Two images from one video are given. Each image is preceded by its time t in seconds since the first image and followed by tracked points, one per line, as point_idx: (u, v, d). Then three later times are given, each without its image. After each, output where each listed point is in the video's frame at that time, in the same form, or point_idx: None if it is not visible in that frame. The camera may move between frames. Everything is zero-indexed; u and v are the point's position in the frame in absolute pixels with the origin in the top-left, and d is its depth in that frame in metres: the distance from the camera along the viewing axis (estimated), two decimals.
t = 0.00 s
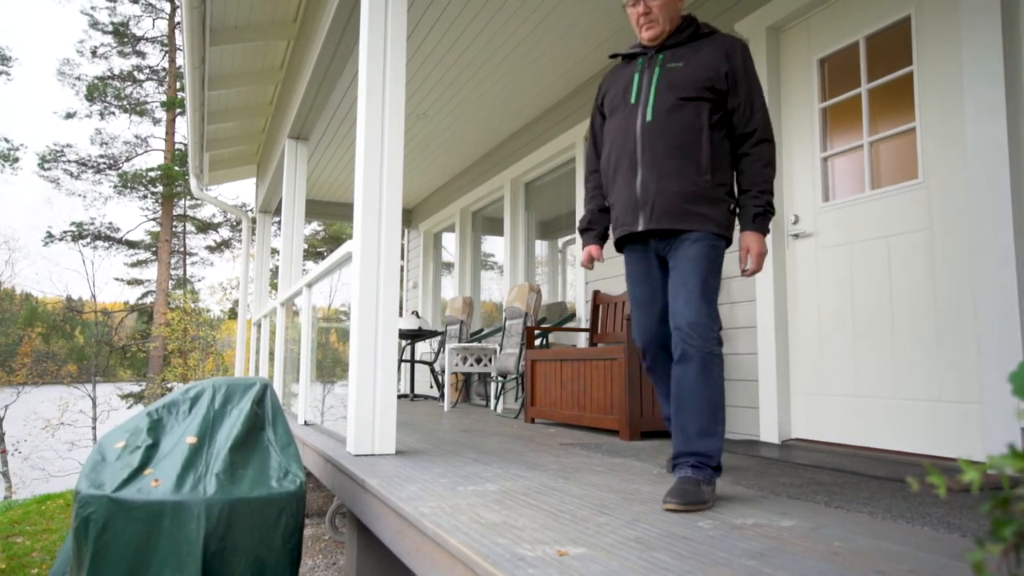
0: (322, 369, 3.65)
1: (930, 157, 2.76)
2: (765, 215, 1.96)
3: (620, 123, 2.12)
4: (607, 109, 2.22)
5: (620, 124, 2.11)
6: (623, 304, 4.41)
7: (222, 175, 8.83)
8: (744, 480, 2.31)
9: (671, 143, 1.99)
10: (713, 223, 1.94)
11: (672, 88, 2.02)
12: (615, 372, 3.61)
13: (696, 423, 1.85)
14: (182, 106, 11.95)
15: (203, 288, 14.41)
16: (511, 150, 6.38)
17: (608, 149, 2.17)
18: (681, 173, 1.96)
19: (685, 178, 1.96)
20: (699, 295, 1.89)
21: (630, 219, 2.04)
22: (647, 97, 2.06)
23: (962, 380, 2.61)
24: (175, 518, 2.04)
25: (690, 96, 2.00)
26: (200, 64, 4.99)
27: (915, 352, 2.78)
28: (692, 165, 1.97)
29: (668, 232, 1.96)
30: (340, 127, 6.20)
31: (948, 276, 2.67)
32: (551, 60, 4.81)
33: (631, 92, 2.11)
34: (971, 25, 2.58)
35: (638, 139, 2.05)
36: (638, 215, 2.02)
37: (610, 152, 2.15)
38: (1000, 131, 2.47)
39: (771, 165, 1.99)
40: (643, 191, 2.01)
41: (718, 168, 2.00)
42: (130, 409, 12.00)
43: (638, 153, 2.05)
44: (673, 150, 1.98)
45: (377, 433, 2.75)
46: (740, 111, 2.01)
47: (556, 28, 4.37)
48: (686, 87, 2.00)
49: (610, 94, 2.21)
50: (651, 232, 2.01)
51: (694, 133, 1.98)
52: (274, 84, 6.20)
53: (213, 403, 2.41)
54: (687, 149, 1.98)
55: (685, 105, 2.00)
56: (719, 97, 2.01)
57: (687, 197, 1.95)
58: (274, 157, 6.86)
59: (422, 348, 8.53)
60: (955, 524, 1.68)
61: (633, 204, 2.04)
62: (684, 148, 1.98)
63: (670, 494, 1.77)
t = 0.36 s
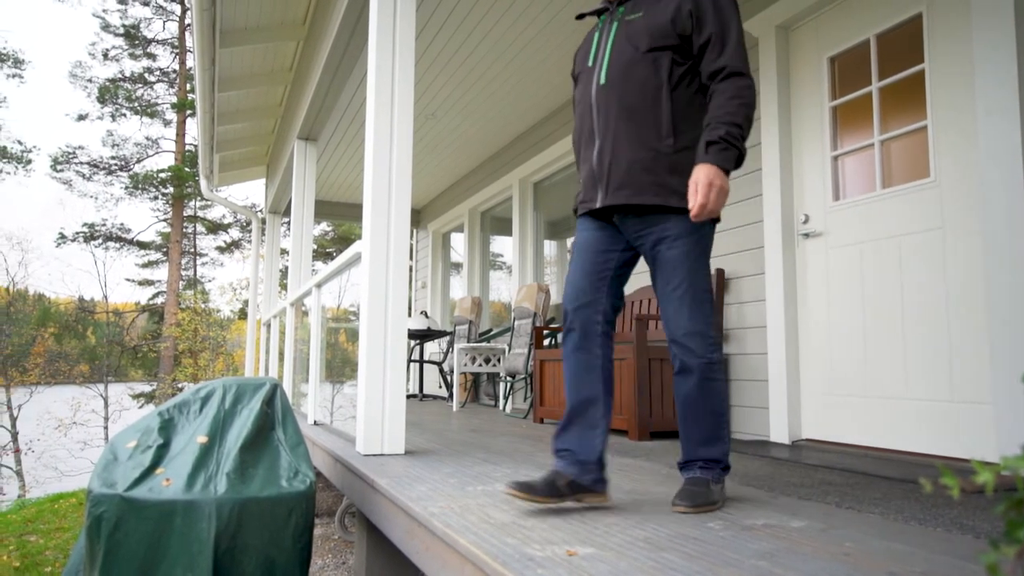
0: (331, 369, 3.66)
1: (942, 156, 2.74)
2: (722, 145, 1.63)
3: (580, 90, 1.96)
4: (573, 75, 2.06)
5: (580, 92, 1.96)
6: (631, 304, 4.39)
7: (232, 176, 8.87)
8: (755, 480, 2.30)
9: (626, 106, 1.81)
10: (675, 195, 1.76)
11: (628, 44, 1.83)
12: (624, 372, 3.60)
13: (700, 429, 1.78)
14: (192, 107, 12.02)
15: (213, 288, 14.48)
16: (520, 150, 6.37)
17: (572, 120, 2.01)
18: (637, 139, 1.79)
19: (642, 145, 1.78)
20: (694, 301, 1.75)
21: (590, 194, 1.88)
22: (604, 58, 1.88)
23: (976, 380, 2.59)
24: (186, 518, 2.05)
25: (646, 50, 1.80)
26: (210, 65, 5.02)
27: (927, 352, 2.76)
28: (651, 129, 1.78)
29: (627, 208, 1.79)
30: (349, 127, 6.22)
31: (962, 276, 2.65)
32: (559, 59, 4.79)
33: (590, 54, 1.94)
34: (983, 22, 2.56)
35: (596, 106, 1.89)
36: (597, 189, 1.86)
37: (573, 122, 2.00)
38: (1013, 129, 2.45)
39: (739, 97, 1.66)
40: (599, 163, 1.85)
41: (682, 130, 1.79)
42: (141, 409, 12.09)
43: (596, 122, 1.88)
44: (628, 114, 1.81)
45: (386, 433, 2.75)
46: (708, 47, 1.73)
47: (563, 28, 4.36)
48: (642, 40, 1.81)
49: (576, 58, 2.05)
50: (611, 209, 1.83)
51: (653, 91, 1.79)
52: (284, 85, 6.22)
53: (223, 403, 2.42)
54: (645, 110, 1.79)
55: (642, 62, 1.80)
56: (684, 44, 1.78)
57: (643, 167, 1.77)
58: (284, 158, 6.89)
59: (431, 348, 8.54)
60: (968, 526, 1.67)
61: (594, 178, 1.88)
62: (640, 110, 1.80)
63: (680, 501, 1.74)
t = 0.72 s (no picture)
0: (341, 368, 3.67)
1: (954, 155, 2.72)
2: (660, 137, 1.48)
3: (504, 65, 1.78)
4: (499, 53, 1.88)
5: (503, 68, 1.79)
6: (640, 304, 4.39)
7: (243, 176, 8.92)
8: (765, 481, 2.30)
9: (548, 75, 1.62)
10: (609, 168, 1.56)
11: (548, 10, 1.66)
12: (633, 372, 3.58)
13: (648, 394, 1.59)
14: (202, 109, 12.10)
15: (223, 288, 14.55)
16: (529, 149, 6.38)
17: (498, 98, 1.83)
18: (561, 110, 1.59)
19: (565, 114, 1.58)
20: (590, 276, 1.52)
21: (519, 173, 1.69)
22: (524, 28, 1.71)
23: (988, 380, 2.57)
24: (197, 517, 2.06)
25: (568, 15, 1.62)
26: (220, 67, 5.04)
27: (940, 352, 2.74)
28: (575, 97, 1.58)
29: (553, 184, 1.60)
30: (358, 128, 6.23)
31: (975, 276, 2.63)
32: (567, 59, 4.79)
33: (513, 27, 1.77)
34: (996, 19, 2.54)
35: (517, 79, 1.70)
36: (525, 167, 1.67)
37: (500, 101, 1.82)
38: None
39: (675, 75, 1.51)
40: (524, 139, 1.66)
41: (610, 95, 1.58)
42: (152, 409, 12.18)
43: (519, 96, 1.70)
44: (551, 84, 1.62)
45: (396, 433, 2.76)
46: (637, 12, 1.56)
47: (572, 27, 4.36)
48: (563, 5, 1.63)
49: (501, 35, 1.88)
50: (537, 189, 1.65)
51: (576, 56, 1.60)
52: (293, 86, 6.24)
53: (234, 402, 2.43)
54: (568, 78, 1.60)
55: (563, 28, 1.62)
56: (610, 8, 1.61)
57: (570, 138, 1.58)
58: (293, 159, 6.91)
59: (440, 348, 8.55)
60: (981, 527, 1.66)
61: (521, 156, 1.69)
62: (563, 79, 1.60)
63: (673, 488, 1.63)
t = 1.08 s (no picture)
0: (350, 369, 3.68)
1: (967, 154, 2.70)
2: (615, 120, 1.36)
3: (439, 51, 1.65)
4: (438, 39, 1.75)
5: (439, 54, 1.67)
6: (650, 304, 4.37)
7: (253, 177, 8.96)
8: (776, 481, 2.29)
9: (481, 59, 1.49)
10: (547, 155, 1.42)
11: None
12: (643, 372, 3.57)
13: (457, 434, 1.33)
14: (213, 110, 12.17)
15: (233, 289, 14.62)
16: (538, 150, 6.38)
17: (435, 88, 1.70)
18: (495, 94, 1.46)
19: (497, 100, 1.45)
20: (506, 263, 1.38)
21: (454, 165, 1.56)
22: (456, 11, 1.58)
23: (1002, 380, 2.55)
24: (208, 516, 2.07)
25: None
26: (230, 68, 5.07)
27: (953, 352, 2.72)
28: (508, 81, 1.45)
29: (487, 175, 1.47)
30: (367, 129, 6.25)
31: (989, 275, 2.60)
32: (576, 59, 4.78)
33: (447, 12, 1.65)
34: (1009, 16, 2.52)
35: (450, 64, 1.57)
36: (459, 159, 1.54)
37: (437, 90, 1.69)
38: None
39: (631, 53, 1.40)
40: (458, 128, 1.53)
41: (547, 76, 1.45)
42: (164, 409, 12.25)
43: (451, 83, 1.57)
44: (485, 67, 1.48)
45: (405, 433, 2.76)
46: None
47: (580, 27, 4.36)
48: None
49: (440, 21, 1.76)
50: (473, 180, 1.51)
51: (510, 36, 1.46)
52: (302, 87, 6.26)
53: (245, 401, 2.44)
54: (502, 60, 1.47)
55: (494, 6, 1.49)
56: None
57: (504, 125, 1.44)
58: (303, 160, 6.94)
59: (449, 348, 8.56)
60: (994, 529, 1.64)
61: (456, 147, 1.55)
62: (497, 61, 1.47)
63: (367, 554, 1.27)
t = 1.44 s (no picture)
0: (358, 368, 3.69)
1: (980, 152, 2.68)
2: (532, 207, 1.16)
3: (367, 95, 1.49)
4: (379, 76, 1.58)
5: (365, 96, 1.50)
6: (659, 304, 4.36)
7: (262, 177, 9.01)
8: (786, 482, 2.28)
9: (380, 117, 1.31)
10: (435, 234, 1.23)
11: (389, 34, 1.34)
12: (651, 372, 3.56)
13: None
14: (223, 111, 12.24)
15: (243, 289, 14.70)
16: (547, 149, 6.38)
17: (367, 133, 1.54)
18: (389, 161, 1.29)
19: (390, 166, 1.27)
20: (423, 375, 1.22)
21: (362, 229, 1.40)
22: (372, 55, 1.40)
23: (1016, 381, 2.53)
24: (219, 515, 2.08)
25: (403, 40, 1.29)
26: (240, 70, 5.10)
27: (965, 352, 2.70)
28: (404, 145, 1.27)
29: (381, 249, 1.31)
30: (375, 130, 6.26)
31: (1002, 274, 2.58)
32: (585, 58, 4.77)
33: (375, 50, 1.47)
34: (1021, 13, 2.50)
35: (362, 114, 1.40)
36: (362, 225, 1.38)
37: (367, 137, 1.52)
38: None
39: (546, 119, 1.17)
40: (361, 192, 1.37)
41: (445, 142, 1.25)
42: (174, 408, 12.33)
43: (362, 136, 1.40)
44: (381, 126, 1.30)
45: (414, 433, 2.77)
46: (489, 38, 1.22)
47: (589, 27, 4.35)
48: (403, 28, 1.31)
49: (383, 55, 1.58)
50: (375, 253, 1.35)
51: (408, 95, 1.27)
52: (311, 88, 6.29)
53: (255, 401, 2.44)
54: (399, 120, 1.28)
55: (398, 57, 1.29)
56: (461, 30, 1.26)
57: (393, 196, 1.27)
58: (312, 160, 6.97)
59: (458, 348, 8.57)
60: (1008, 530, 1.63)
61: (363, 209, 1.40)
62: (394, 122, 1.28)
63: None
